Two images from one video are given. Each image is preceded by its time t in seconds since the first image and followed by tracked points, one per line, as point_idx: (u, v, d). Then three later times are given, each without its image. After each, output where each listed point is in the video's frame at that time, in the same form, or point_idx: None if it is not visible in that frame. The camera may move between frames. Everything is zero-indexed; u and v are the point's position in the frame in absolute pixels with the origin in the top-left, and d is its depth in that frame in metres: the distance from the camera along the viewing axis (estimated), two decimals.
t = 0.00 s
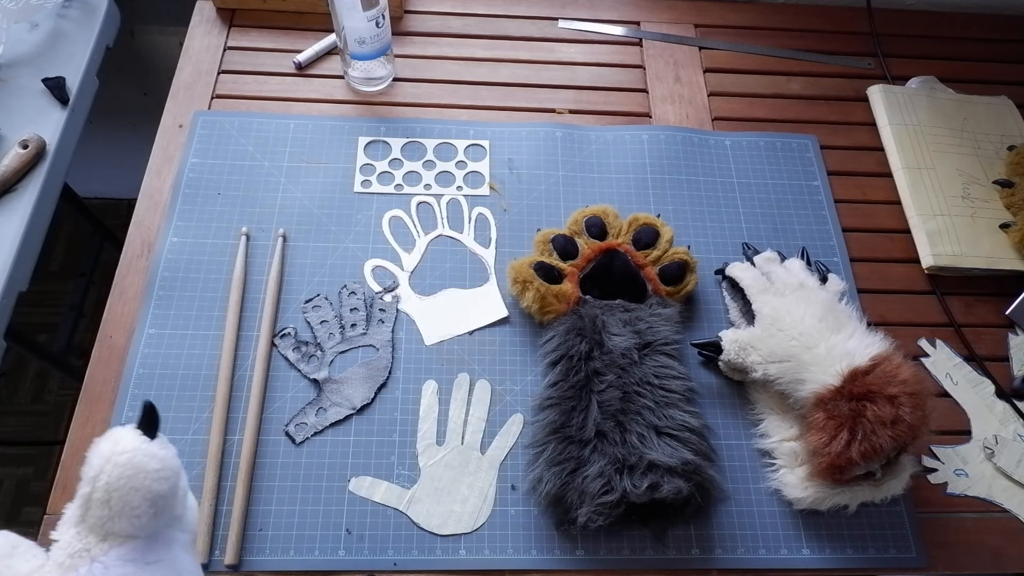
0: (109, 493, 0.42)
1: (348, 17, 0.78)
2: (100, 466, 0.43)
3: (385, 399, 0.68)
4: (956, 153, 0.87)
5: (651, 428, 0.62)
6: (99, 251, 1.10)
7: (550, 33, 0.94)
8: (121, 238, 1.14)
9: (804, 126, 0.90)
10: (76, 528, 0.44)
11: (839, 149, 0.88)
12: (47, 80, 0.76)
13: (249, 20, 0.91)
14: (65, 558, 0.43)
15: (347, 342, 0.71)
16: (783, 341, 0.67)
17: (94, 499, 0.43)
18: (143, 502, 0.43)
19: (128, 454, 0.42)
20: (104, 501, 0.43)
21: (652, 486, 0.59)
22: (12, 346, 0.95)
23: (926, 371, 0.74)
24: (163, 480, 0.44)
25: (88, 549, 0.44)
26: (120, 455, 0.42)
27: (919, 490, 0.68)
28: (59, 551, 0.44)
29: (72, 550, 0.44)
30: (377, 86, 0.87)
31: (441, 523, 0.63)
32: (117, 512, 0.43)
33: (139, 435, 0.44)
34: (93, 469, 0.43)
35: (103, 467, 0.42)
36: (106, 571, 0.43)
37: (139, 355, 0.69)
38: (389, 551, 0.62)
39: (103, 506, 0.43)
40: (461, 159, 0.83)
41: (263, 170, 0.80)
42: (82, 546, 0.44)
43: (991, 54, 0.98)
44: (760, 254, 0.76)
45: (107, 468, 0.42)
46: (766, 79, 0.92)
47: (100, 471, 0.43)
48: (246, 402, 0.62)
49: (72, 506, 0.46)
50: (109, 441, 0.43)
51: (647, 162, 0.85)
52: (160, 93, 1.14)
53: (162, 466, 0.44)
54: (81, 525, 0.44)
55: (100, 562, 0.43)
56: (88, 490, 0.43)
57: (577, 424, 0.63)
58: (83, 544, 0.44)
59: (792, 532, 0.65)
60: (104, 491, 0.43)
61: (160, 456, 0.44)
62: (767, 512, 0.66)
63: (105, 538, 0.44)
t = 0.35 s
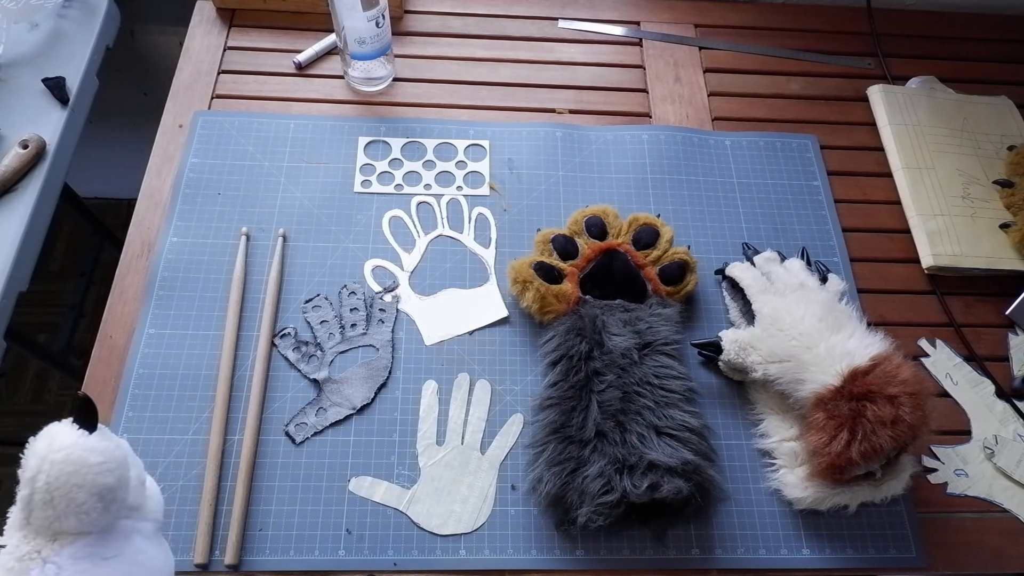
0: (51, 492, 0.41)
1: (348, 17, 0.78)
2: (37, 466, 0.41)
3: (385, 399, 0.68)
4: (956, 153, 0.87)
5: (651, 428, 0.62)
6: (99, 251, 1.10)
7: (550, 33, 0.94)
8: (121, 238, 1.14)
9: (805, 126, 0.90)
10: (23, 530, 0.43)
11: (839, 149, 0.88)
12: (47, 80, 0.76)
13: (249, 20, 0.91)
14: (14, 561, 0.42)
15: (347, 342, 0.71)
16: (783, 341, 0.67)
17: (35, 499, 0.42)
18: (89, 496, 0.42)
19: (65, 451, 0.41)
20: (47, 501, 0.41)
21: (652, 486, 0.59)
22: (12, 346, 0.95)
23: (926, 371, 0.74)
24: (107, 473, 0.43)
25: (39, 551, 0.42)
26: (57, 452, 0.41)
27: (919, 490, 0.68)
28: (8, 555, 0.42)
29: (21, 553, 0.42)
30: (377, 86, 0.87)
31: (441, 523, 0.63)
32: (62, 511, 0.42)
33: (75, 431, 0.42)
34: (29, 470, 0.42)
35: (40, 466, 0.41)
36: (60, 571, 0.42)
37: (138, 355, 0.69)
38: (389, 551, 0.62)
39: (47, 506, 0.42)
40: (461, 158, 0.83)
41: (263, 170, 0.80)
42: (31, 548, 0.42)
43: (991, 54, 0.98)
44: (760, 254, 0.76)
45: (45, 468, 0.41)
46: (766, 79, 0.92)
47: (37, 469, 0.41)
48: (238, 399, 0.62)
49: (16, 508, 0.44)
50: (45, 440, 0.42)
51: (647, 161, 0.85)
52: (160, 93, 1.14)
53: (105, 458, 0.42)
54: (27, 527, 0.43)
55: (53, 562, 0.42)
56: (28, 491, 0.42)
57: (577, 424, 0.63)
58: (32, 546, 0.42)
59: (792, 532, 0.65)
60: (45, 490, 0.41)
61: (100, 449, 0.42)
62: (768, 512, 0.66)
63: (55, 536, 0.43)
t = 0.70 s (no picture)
0: (96, 483, 0.43)
1: (348, 17, 0.78)
2: (83, 458, 0.43)
3: (385, 399, 0.68)
4: (956, 153, 0.87)
5: (652, 428, 0.62)
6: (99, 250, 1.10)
7: (550, 33, 0.94)
8: (120, 238, 1.14)
9: (804, 126, 0.90)
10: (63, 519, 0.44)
11: (839, 149, 0.88)
12: (47, 80, 0.76)
13: (249, 20, 0.91)
14: (54, 549, 0.43)
15: (347, 342, 0.71)
16: (783, 341, 0.67)
17: (78, 489, 0.43)
18: (131, 489, 0.43)
19: (111, 443, 0.42)
20: (91, 491, 0.43)
21: (652, 486, 0.59)
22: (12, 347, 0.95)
23: (926, 371, 0.74)
24: (149, 467, 0.44)
25: (77, 540, 0.43)
26: (103, 443, 0.42)
27: (918, 490, 0.68)
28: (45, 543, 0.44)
29: (60, 543, 0.43)
30: (377, 86, 0.87)
31: (441, 523, 0.63)
32: (104, 502, 0.43)
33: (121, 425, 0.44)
34: (76, 459, 0.43)
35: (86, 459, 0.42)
36: (96, 562, 0.43)
37: (139, 355, 0.69)
38: (389, 551, 0.62)
39: (89, 496, 0.43)
40: (461, 159, 0.83)
41: (264, 170, 0.80)
42: (71, 537, 0.44)
43: (991, 55, 0.98)
44: (760, 254, 0.76)
45: (92, 458, 0.42)
46: (766, 79, 0.92)
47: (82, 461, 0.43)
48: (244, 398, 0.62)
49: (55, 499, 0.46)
50: (89, 433, 0.43)
51: (647, 161, 0.85)
52: (159, 93, 1.14)
53: (148, 453, 0.44)
54: (68, 516, 0.44)
55: (91, 552, 0.43)
56: (74, 481, 0.43)
57: (577, 424, 0.63)
58: (71, 536, 0.44)
59: (791, 532, 0.65)
60: (90, 481, 0.43)
61: (145, 444, 0.44)
62: (767, 512, 0.66)
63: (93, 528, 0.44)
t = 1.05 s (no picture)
0: (106, 477, 0.43)
1: (348, 17, 0.78)
2: (92, 453, 0.44)
3: (384, 399, 0.68)
4: (956, 153, 0.87)
5: (651, 428, 0.62)
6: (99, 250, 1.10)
7: (550, 33, 0.94)
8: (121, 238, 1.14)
9: (805, 126, 0.90)
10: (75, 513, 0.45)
11: (839, 149, 0.88)
12: (47, 80, 0.76)
13: (249, 20, 0.91)
14: (66, 542, 0.44)
15: (347, 342, 0.71)
16: (783, 341, 0.67)
17: (90, 483, 0.44)
18: (140, 482, 0.44)
19: (122, 437, 0.43)
20: (102, 485, 0.43)
21: (652, 486, 0.59)
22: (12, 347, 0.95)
23: (926, 371, 0.74)
24: (159, 462, 0.45)
25: (89, 533, 0.44)
26: (114, 438, 0.43)
27: (919, 490, 0.68)
28: (57, 539, 0.44)
29: (72, 537, 0.44)
30: (378, 86, 0.87)
31: (441, 523, 0.63)
32: (114, 496, 0.44)
33: (130, 421, 0.45)
34: (87, 453, 0.44)
35: (97, 454, 0.43)
36: (108, 555, 0.44)
37: (138, 355, 0.69)
38: (389, 551, 0.62)
39: (100, 490, 0.43)
40: (461, 159, 0.83)
41: (264, 170, 0.80)
42: (83, 530, 0.44)
43: (991, 55, 0.98)
44: (760, 254, 0.76)
45: (102, 452, 0.43)
46: (766, 79, 0.92)
47: (93, 455, 0.43)
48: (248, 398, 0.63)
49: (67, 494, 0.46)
50: (100, 428, 0.44)
51: (647, 162, 0.85)
52: (160, 93, 1.14)
53: (157, 448, 0.45)
54: (79, 510, 0.45)
55: (102, 545, 0.44)
56: (85, 475, 0.44)
57: (577, 424, 0.63)
58: (83, 529, 0.44)
59: (792, 532, 0.65)
60: (101, 475, 0.43)
61: (154, 439, 0.45)
62: (767, 512, 0.66)
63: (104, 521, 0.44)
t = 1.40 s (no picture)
0: (166, 462, 0.47)
1: (348, 17, 0.78)
2: (157, 437, 0.48)
3: (384, 399, 0.68)
4: (956, 153, 0.87)
5: (652, 428, 0.62)
6: (99, 250, 1.11)
7: (550, 33, 0.94)
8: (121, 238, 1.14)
9: (804, 126, 0.90)
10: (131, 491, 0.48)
11: (839, 149, 0.88)
12: (47, 80, 0.76)
13: (248, 20, 0.91)
14: (118, 518, 0.47)
15: (347, 342, 0.71)
16: (783, 341, 0.67)
17: (150, 464, 0.48)
18: (195, 471, 0.48)
19: (186, 426, 0.48)
20: (160, 467, 0.47)
21: (652, 486, 0.59)
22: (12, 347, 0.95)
23: (926, 371, 0.74)
24: (212, 456, 0.49)
25: (142, 511, 0.47)
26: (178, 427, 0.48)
27: (918, 490, 0.68)
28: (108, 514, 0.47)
29: (125, 511, 0.47)
30: (377, 86, 0.87)
31: (441, 523, 0.63)
32: (170, 479, 0.47)
33: (192, 417, 0.49)
34: (152, 437, 0.48)
35: (162, 438, 0.48)
36: (155, 534, 0.47)
37: (139, 354, 0.69)
38: (389, 551, 0.62)
39: (158, 472, 0.47)
40: (461, 158, 0.83)
41: (264, 170, 0.80)
42: (135, 508, 0.47)
43: (991, 55, 0.98)
44: (760, 254, 0.76)
45: (167, 437, 0.48)
46: (766, 80, 0.92)
47: (158, 439, 0.48)
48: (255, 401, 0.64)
49: (119, 476, 0.49)
50: (167, 417, 0.49)
51: (648, 162, 0.85)
52: (159, 93, 1.14)
53: (212, 443, 0.49)
54: (136, 488, 0.48)
55: (152, 524, 0.47)
56: (146, 456, 0.48)
57: (577, 424, 0.63)
58: (137, 506, 0.47)
59: (791, 532, 0.65)
60: (162, 458, 0.47)
61: (209, 434, 0.50)
62: (767, 512, 0.66)
63: (156, 502, 0.48)
